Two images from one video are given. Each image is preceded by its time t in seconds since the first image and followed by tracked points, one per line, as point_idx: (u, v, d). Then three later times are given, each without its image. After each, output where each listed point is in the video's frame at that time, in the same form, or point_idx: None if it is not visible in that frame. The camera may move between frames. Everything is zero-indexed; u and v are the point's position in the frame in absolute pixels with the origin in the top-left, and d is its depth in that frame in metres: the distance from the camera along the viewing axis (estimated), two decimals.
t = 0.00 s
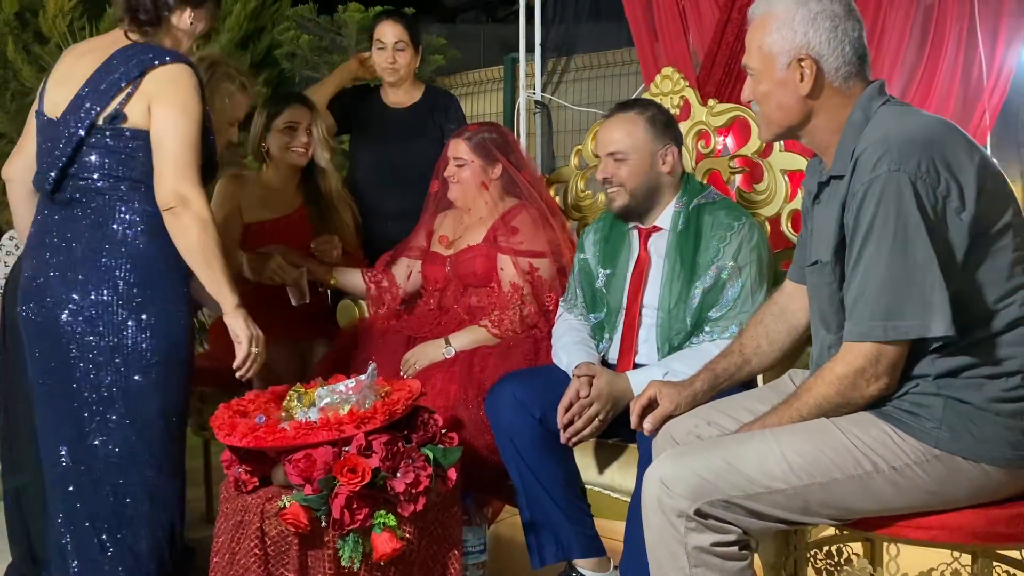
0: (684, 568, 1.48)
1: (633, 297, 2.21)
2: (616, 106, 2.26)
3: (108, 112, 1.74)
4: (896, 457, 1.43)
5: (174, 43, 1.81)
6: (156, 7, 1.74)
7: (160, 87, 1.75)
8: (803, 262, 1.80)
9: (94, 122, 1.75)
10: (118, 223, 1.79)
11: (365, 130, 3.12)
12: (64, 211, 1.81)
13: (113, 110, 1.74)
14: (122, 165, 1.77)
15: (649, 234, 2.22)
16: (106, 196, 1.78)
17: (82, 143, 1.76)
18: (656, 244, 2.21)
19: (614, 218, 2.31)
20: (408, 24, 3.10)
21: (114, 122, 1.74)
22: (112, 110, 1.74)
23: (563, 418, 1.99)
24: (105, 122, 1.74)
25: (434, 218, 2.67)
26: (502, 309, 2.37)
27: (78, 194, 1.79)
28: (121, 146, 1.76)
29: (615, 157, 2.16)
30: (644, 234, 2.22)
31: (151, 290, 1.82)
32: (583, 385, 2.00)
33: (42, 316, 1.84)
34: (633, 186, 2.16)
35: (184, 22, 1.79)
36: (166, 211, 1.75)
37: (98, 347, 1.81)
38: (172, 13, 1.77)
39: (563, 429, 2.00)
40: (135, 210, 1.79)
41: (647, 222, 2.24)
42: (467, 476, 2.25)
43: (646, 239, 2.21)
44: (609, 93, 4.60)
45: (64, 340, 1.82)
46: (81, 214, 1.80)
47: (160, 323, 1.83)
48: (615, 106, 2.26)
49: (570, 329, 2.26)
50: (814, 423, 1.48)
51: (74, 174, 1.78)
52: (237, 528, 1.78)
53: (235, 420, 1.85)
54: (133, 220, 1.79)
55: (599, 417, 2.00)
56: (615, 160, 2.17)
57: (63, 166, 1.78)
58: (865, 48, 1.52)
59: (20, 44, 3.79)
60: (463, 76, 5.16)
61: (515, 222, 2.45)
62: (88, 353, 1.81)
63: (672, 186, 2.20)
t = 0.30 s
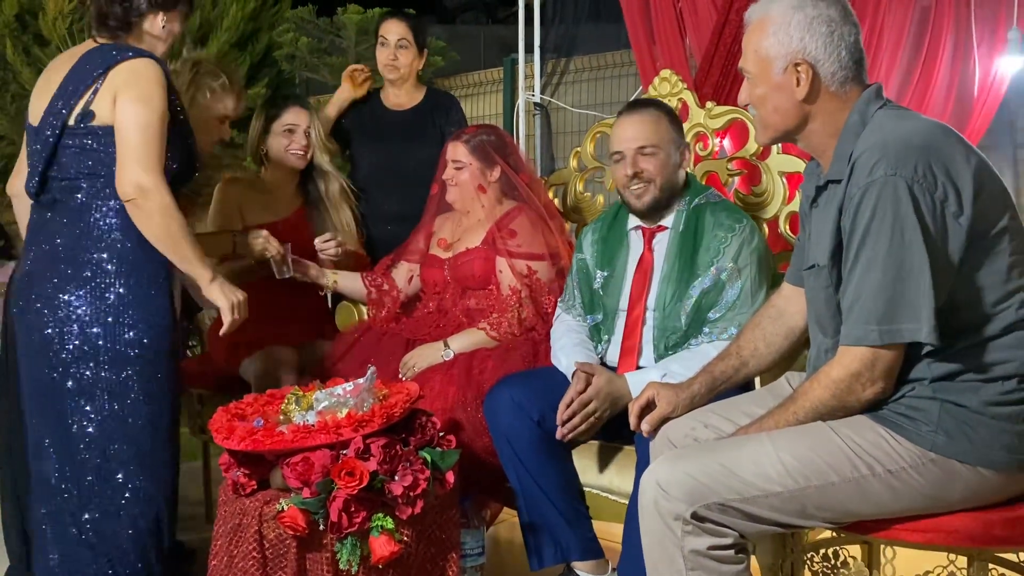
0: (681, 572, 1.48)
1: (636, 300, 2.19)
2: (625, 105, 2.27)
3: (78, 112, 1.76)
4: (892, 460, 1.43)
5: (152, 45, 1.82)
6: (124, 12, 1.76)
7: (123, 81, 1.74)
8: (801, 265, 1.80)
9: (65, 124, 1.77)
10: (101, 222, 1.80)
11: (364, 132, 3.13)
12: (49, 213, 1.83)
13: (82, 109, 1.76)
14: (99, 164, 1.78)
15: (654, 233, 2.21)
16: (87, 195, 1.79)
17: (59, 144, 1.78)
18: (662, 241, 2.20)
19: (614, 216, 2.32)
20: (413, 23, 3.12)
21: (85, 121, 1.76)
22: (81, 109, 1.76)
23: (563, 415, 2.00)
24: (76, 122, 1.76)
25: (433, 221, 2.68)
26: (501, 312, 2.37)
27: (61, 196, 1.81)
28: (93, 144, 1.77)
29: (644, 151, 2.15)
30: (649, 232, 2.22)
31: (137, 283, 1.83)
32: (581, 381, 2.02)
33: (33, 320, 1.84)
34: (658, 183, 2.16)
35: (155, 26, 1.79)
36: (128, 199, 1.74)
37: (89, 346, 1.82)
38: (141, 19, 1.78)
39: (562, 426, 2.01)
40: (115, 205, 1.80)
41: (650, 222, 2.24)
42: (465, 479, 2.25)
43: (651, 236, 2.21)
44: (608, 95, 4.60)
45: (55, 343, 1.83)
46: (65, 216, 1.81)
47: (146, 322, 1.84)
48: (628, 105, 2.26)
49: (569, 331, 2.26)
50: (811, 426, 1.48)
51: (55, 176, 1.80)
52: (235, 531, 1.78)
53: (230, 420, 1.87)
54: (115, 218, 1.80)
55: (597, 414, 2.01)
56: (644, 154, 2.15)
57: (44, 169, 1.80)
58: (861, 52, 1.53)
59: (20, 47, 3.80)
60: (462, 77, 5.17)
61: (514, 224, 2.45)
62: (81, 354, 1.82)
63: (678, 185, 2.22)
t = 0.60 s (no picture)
0: (685, 573, 1.48)
1: (635, 299, 2.21)
2: (629, 105, 2.28)
3: (65, 116, 1.77)
4: (898, 461, 1.43)
5: (140, 46, 1.81)
6: (110, 12, 1.76)
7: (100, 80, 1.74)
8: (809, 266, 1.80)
9: (55, 129, 1.78)
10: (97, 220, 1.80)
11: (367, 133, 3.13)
12: (52, 217, 1.85)
13: (69, 114, 1.77)
14: (90, 166, 1.78)
15: (655, 234, 2.22)
16: (84, 196, 1.79)
17: (51, 148, 1.80)
18: (662, 242, 2.21)
19: (620, 216, 2.30)
20: (418, 23, 3.12)
21: (72, 124, 1.77)
22: (68, 114, 1.77)
23: (566, 394, 1.97)
24: (64, 126, 1.77)
25: (436, 222, 2.68)
26: (503, 312, 2.38)
27: (58, 200, 1.82)
28: (82, 147, 1.77)
29: (618, 153, 2.19)
30: (650, 232, 2.22)
31: (139, 282, 1.83)
32: (586, 366, 1.98)
33: (36, 320, 1.85)
34: (628, 184, 2.18)
35: (144, 27, 1.79)
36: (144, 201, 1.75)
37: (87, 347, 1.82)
38: (129, 19, 1.77)
39: (562, 407, 1.99)
40: (114, 206, 1.79)
41: (653, 221, 2.25)
42: (468, 479, 2.25)
43: (651, 238, 2.22)
44: (610, 96, 4.61)
45: (58, 344, 1.83)
46: (64, 218, 1.82)
47: (145, 322, 1.84)
48: (632, 103, 2.27)
49: (570, 324, 2.26)
50: (817, 427, 1.48)
51: (51, 180, 1.82)
52: (239, 531, 1.79)
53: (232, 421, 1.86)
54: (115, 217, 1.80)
55: (597, 397, 1.99)
56: (618, 156, 2.19)
57: (41, 174, 1.81)
58: (858, 46, 1.53)
59: (22, 46, 3.81)
60: (465, 78, 5.17)
61: (516, 225, 2.45)
62: (81, 357, 1.82)
63: (677, 186, 2.20)
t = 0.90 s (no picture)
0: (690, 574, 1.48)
1: (635, 302, 2.22)
2: (621, 109, 2.27)
3: (66, 124, 1.76)
4: (903, 464, 1.43)
5: (136, 43, 1.80)
6: (105, 6, 1.74)
7: (105, 91, 1.73)
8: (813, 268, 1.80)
9: (58, 137, 1.78)
10: (108, 224, 1.80)
11: (370, 134, 3.13)
12: (60, 225, 1.84)
13: (71, 121, 1.76)
14: (99, 171, 1.78)
15: (651, 238, 2.23)
16: (93, 200, 1.79)
17: (55, 156, 1.79)
18: (660, 245, 2.22)
19: (616, 220, 2.31)
20: (425, 27, 3.14)
21: (74, 130, 1.76)
22: (70, 121, 1.76)
23: (562, 394, 1.96)
24: (67, 134, 1.77)
25: (438, 223, 2.68)
26: (505, 314, 2.39)
27: (66, 209, 1.82)
28: (90, 153, 1.77)
29: (609, 158, 2.20)
30: (646, 237, 2.24)
31: (153, 285, 1.83)
32: (582, 364, 1.99)
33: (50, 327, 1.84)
34: (621, 189, 2.19)
35: (141, 24, 1.78)
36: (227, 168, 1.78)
37: (98, 358, 1.82)
38: (126, 16, 1.76)
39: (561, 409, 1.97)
40: (130, 214, 1.80)
41: (650, 225, 2.25)
42: (471, 481, 2.25)
43: (648, 242, 2.23)
44: (609, 98, 4.62)
45: (70, 350, 1.82)
46: (71, 225, 1.82)
47: (155, 324, 1.83)
48: (625, 108, 2.27)
49: (567, 326, 2.24)
50: (823, 430, 1.48)
51: (57, 188, 1.81)
52: (243, 533, 1.79)
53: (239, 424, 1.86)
54: (129, 219, 1.80)
55: (598, 398, 1.97)
56: (610, 161, 2.20)
57: (47, 184, 1.81)
58: (869, 55, 1.53)
59: (25, 48, 3.83)
60: (468, 79, 5.17)
61: (519, 227, 2.45)
62: (93, 364, 1.82)
63: (671, 190, 2.21)
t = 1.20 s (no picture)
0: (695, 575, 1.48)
1: (633, 305, 2.22)
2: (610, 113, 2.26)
3: (75, 125, 1.77)
4: (909, 466, 1.44)
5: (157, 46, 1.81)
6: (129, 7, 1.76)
7: (116, 88, 1.74)
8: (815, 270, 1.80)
9: (68, 136, 1.78)
10: (117, 227, 1.80)
11: (373, 136, 3.13)
12: (69, 226, 1.85)
13: (79, 121, 1.77)
14: (107, 173, 1.78)
15: (646, 243, 2.22)
16: (102, 203, 1.79)
17: (64, 156, 1.79)
18: (654, 251, 2.21)
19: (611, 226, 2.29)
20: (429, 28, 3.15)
21: (82, 131, 1.77)
22: (78, 121, 1.77)
23: (570, 420, 1.99)
24: (75, 134, 1.77)
25: (441, 224, 2.68)
26: (509, 315, 2.40)
27: (73, 210, 1.83)
28: (97, 154, 1.77)
29: (598, 167, 2.20)
30: (641, 242, 2.22)
31: (160, 288, 1.83)
32: (587, 387, 2.01)
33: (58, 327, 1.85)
34: (613, 197, 2.19)
35: (162, 29, 1.80)
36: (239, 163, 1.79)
37: (105, 363, 1.82)
38: (147, 19, 1.78)
39: (570, 435, 2.00)
40: (138, 218, 1.81)
41: (645, 229, 2.24)
42: (475, 481, 2.25)
43: (642, 247, 2.22)
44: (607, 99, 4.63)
45: (77, 351, 1.83)
46: (79, 225, 1.82)
47: (162, 328, 1.84)
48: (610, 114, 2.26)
49: (569, 334, 2.24)
50: (829, 432, 1.48)
51: (65, 187, 1.81)
52: (248, 533, 1.79)
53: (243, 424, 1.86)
54: (136, 223, 1.81)
55: (605, 420, 2.00)
56: (599, 170, 2.20)
57: (56, 184, 1.82)
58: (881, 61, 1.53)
59: (28, 49, 3.83)
60: (470, 80, 5.17)
61: (522, 228, 2.45)
62: (100, 366, 1.82)
63: (663, 195, 2.20)
